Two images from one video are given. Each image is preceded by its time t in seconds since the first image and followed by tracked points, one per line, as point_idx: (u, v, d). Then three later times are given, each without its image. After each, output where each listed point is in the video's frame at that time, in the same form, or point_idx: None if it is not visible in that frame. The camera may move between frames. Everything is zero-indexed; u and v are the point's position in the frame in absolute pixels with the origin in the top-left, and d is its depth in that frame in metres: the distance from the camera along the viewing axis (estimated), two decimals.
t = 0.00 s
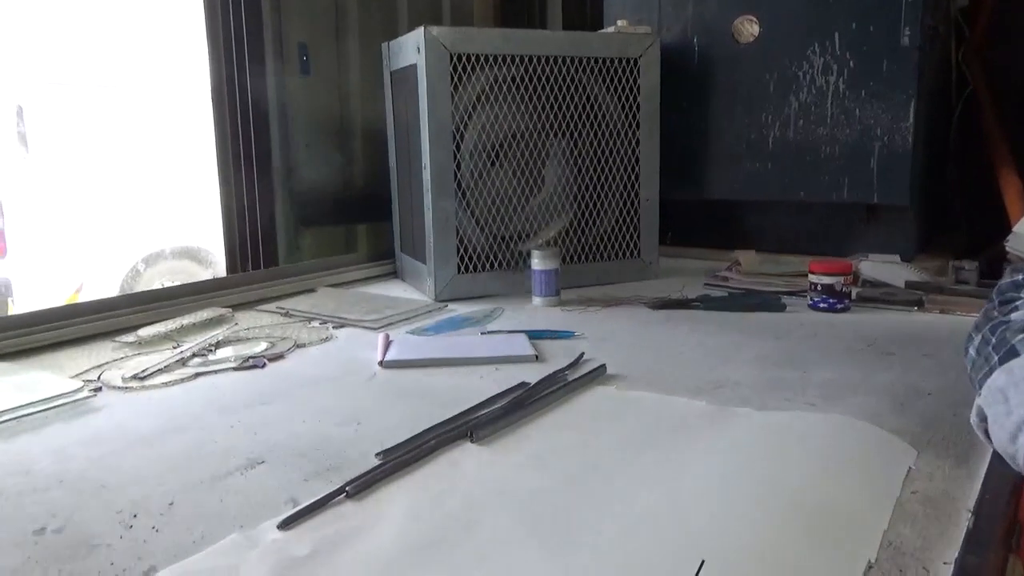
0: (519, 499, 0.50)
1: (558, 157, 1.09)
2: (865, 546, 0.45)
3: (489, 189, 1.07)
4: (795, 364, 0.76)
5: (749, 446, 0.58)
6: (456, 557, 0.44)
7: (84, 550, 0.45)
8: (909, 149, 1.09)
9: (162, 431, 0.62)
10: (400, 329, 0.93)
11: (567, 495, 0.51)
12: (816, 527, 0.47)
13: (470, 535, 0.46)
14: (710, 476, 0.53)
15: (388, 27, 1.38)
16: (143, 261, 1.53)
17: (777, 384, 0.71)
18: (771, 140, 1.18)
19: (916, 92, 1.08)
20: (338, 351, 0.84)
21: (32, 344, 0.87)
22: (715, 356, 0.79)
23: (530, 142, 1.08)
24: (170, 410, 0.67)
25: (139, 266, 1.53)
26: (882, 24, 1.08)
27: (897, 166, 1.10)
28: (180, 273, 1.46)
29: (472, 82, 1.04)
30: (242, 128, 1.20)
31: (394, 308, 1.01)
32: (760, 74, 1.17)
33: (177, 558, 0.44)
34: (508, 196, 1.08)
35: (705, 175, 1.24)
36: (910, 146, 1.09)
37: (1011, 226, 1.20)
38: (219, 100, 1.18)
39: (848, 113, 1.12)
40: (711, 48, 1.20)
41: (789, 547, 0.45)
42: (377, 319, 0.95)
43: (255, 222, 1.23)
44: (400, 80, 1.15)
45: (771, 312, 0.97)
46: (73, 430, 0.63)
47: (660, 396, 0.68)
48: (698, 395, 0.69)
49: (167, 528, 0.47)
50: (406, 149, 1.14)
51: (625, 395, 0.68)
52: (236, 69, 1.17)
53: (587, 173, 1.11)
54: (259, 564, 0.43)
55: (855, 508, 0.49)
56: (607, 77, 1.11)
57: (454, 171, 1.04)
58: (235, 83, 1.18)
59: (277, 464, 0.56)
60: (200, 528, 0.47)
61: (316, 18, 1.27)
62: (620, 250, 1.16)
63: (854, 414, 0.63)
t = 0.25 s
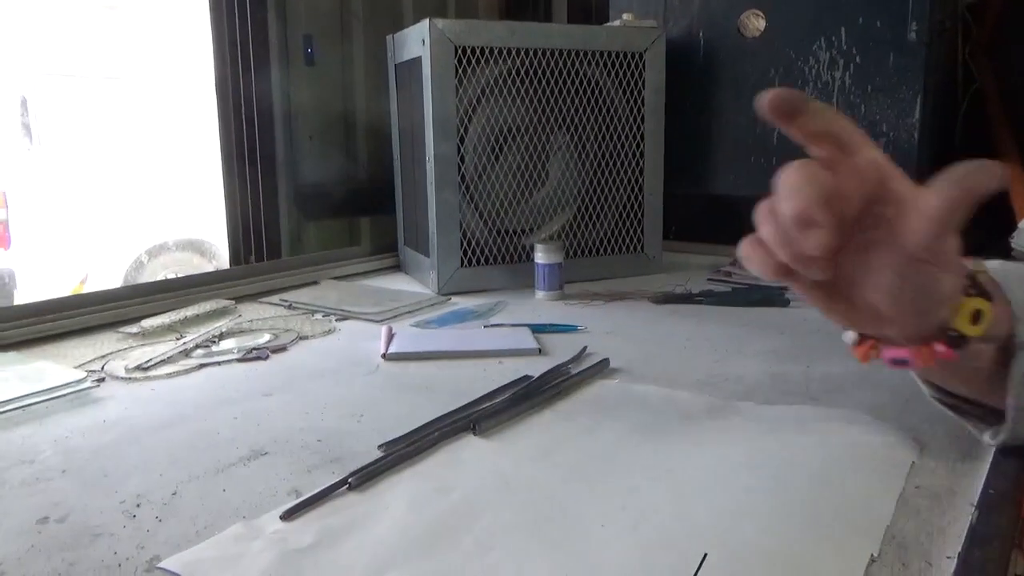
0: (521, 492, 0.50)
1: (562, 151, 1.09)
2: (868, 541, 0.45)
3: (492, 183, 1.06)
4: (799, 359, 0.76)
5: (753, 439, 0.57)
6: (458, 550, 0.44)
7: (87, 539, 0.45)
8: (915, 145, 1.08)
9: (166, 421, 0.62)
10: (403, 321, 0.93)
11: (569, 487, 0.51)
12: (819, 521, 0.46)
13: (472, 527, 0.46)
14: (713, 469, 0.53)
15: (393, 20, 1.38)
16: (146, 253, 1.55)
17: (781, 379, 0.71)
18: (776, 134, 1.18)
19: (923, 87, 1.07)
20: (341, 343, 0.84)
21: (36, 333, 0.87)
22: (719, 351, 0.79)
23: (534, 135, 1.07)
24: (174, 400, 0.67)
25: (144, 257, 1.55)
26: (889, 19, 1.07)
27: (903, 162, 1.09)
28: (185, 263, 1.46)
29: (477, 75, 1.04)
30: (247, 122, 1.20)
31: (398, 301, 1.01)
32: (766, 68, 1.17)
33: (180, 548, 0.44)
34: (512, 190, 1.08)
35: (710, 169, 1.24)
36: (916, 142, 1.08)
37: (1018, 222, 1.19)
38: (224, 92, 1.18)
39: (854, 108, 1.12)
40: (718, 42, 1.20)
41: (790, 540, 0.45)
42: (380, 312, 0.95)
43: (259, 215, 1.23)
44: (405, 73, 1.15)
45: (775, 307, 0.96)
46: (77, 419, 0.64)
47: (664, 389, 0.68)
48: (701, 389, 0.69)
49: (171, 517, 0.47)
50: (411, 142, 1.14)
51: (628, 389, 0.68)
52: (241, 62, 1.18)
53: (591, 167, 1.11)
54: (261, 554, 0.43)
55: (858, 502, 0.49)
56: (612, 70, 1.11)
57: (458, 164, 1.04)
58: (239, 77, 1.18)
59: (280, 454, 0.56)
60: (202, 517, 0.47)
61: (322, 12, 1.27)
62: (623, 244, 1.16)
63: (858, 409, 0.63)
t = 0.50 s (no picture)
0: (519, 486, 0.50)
1: (563, 145, 1.08)
2: (866, 537, 0.45)
3: (493, 178, 1.06)
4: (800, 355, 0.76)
5: (752, 436, 0.57)
6: (455, 545, 0.44)
7: (86, 532, 0.45)
8: (918, 140, 1.08)
9: (165, 415, 0.62)
10: (404, 316, 0.93)
11: (568, 482, 0.51)
12: (818, 517, 0.46)
13: (470, 522, 0.46)
14: (711, 465, 0.53)
15: (394, 13, 1.37)
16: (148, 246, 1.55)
17: (781, 375, 0.71)
18: (778, 130, 1.18)
19: (926, 82, 1.06)
20: (341, 338, 0.84)
21: (36, 327, 0.87)
22: (719, 346, 0.79)
23: (535, 130, 1.07)
24: (173, 394, 0.67)
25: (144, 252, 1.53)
26: (893, 13, 1.07)
27: (906, 157, 1.09)
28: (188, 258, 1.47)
29: (478, 69, 1.03)
30: (247, 115, 1.19)
31: (398, 296, 1.01)
32: (768, 63, 1.17)
33: (178, 541, 0.44)
34: (513, 185, 1.07)
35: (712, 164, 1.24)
36: (919, 137, 1.08)
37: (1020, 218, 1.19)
38: (225, 85, 1.18)
39: (857, 103, 1.11)
40: (720, 37, 1.20)
41: (790, 535, 0.45)
42: (380, 306, 0.95)
43: (261, 208, 1.23)
44: (406, 66, 1.14)
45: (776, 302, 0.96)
46: (76, 413, 0.64)
47: (663, 385, 0.68)
48: (701, 384, 0.69)
49: (169, 511, 0.47)
50: (412, 135, 1.14)
51: (628, 384, 0.68)
52: (243, 53, 1.17)
53: (592, 162, 1.11)
54: (259, 549, 0.43)
55: (857, 499, 0.49)
56: (614, 64, 1.11)
57: (459, 158, 1.04)
58: (240, 70, 1.17)
59: (278, 448, 0.56)
60: (200, 511, 0.47)
61: (323, 4, 1.27)
62: (624, 239, 1.16)
63: (858, 405, 0.63)
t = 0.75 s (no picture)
0: (518, 483, 0.50)
1: (564, 141, 1.08)
2: (867, 535, 0.44)
3: (494, 173, 1.06)
4: (801, 351, 0.76)
5: (752, 433, 0.57)
6: (454, 542, 0.43)
7: (85, 529, 0.45)
8: (920, 136, 1.08)
9: (166, 412, 0.62)
10: (404, 311, 0.93)
11: (567, 479, 0.51)
12: (818, 514, 0.46)
13: (469, 520, 0.46)
14: (711, 462, 0.53)
15: (396, 7, 1.37)
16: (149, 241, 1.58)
17: (782, 371, 0.71)
18: (780, 125, 1.17)
19: (929, 77, 1.06)
20: (342, 334, 0.84)
21: (37, 323, 0.87)
22: (720, 343, 0.79)
23: (536, 125, 1.07)
24: (173, 391, 0.67)
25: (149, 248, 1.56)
26: (896, 8, 1.06)
27: (908, 153, 1.09)
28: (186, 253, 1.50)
29: (479, 64, 1.03)
30: (249, 111, 1.19)
31: (399, 291, 1.01)
32: (770, 59, 1.16)
33: (177, 538, 0.44)
34: (513, 180, 1.07)
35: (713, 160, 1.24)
36: (921, 133, 1.07)
37: None
38: (225, 80, 1.18)
39: (859, 99, 1.11)
40: (722, 32, 1.20)
41: (790, 532, 0.44)
42: (381, 302, 0.95)
43: (263, 204, 1.23)
44: (407, 61, 1.14)
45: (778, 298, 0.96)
46: (77, 409, 0.64)
47: (663, 382, 0.68)
48: (701, 381, 0.68)
49: (168, 507, 0.47)
50: (413, 131, 1.14)
51: (629, 381, 0.68)
52: (248, 49, 1.18)
53: (593, 158, 1.10)
54: (257, 546, 0.43)
55: (857, 496, 0.48)
56: (616, 59, 1.10)
57: (460, 154, 1.04)
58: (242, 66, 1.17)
59: (278, 445, 0.56)
60: (200, 508, 0.47)
61: None
62: (625, 235, 1.16)
63: (859, 402, 0.63)
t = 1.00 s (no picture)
0: (519, 481, 0.50)
1: (566, 137, 1.08)
2: (868, 534, 0.44)
3: (495, 170, 1.06)
4: (802, 348, 0.76)
5: (754, 431, 0.57)
6: (454, 541, 0.43)
7: (85, 527, 0.45)
8: (924, 132, 1.07)
9: (166, 409, 0.62)
10: (406, 308, 0.93)
11: (568, 478, 0.51)
12: (820, 513, 0.46)
13: (469, 519, 0.46)
14: (713, 461, 0.53)
15: (397, 2, 1.36)
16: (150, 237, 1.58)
17: (784, 368, 0.70)
18: (783, 121, 1.17)
19: (933, 73, 1.05)
20: (342, 330, 0.84)
21: (38, 319, 0.87)
22: (722, 340, 0.78)
23: (537, 122, 1.06)
24: (173, 388, 0.67)
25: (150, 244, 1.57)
26: (899, 3, 1.05)
27: (911, 149, 1.08)
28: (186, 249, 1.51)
29: (480, 60, 1.03)
30: (250, 106, 1.19)
31: (399, 288, 1.01)
32: (773, 54, 1.16)
33: (177, 537, 0.44)
34: (515, 177, 1.07)
35: (715, 156, 1.24)
36: (925, 128, 1.07)
37: None
38: (226, 75, 1.17)
39: (862, 94, 1.10)
40: (724, 27, 1.19)
41: (791, 531, 0.44)
42: (382, 299, 0.95)
43: (265, 200, 1.23)
44: (408, 56, 1.14)
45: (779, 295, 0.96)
46: (77, 407, 0.63)
47: (664, 379, 0.67)
48: (703, 378, 0.68)
49: (168, 506, 0.47)
50: (414, 127, 1.13)
51: (629, 378, 0.68)
52: (250, 45, 1.18)
53: (595, 154, 1.10)
54: (257, 545, 0.43)
55: (859, 495, 0.48)
56: (617, 55, 1.10)
57: (461, 150, 1.04)
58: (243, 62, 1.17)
59: (278, 443, 0.56)
60: (200, 506, 0.47)
61: None
62: (627, 231, 1.15)
63: (861, 400, 0.63)
